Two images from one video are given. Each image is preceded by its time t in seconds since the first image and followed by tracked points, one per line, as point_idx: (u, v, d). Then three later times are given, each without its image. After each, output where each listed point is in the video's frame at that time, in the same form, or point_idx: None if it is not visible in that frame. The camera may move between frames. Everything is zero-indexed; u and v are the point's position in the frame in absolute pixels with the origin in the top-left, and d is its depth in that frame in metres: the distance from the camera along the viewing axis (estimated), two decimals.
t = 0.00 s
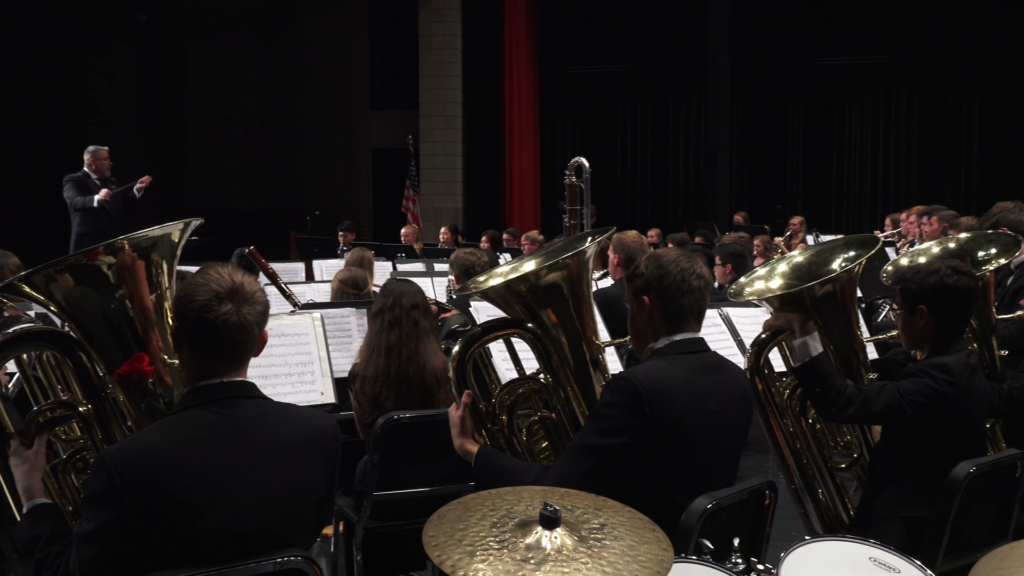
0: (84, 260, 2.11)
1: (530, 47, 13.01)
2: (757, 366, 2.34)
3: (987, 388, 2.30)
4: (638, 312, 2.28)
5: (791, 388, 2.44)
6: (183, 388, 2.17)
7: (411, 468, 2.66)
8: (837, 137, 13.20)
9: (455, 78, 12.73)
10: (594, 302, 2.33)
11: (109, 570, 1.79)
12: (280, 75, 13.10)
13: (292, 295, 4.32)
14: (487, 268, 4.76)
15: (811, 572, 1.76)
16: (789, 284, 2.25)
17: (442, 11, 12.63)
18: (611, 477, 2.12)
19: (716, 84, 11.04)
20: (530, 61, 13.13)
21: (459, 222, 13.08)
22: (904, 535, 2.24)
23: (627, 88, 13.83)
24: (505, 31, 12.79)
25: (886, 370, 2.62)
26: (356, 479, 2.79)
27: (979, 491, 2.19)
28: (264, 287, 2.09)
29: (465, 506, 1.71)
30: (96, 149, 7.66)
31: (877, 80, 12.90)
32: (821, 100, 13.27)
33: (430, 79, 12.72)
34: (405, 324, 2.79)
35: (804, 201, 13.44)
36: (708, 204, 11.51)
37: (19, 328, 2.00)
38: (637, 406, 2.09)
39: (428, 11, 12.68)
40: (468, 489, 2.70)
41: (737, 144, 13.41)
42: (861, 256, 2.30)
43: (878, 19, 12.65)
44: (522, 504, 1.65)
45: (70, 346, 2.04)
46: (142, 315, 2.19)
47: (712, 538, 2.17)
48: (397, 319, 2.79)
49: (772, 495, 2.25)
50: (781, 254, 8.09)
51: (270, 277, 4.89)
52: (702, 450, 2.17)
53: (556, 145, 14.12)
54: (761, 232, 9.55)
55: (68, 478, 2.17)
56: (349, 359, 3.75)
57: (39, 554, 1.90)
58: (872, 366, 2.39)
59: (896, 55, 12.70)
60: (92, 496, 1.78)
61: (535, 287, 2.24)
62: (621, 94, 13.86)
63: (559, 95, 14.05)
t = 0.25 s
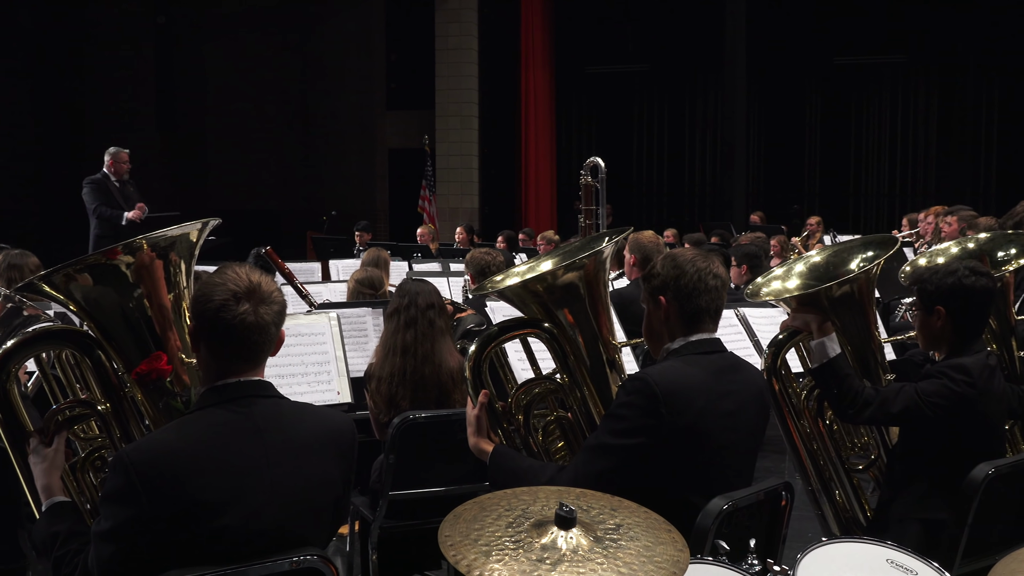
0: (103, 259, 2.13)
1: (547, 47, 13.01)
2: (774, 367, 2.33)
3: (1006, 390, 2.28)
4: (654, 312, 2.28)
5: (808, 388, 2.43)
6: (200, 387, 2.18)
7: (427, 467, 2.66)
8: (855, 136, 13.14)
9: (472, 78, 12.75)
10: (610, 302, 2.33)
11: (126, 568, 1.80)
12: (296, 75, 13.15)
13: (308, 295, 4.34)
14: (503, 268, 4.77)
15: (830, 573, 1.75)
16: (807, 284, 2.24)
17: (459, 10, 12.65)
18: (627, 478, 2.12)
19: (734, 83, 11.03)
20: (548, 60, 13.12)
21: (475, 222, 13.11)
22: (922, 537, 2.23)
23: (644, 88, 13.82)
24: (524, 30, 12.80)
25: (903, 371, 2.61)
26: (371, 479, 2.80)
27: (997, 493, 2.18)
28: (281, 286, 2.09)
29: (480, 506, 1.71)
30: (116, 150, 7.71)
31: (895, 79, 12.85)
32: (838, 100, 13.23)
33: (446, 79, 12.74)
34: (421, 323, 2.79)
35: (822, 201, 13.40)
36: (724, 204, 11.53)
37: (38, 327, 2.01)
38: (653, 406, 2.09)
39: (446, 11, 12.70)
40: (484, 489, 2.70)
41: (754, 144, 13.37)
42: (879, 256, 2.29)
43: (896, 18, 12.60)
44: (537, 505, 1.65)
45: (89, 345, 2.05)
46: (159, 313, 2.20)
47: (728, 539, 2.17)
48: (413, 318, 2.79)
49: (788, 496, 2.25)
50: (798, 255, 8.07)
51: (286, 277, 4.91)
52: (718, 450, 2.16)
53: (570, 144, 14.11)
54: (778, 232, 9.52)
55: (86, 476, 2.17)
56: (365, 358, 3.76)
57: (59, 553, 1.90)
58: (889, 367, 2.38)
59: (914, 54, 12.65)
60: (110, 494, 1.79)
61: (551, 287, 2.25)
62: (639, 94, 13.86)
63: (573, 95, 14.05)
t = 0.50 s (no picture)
0: (118, 259, 2.13)
1: (559, 47, 13.02)
2: (786, 368, 2.33)
3: (1020, 390, 2.27)
4: (667, 312, 2.28)
5: (821, 389, 2.43)
6: (214, 386, 2.18)
7: (439, 467, 2.67)
8: (868, 136, 13.10)
9: (484, 78, 12.76)
10: (622, 302, 2.33)
11: (140, 567, 1.81)
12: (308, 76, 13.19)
13: (319, 295, 4.35)
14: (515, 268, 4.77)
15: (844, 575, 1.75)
16: (821, 284, 2.23)
17: (471, 11, 12.67)
18: (639, 478, 2.12)
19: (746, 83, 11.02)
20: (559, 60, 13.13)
21: (487, 221, 13.12)
22: (936, 539, 2.22)
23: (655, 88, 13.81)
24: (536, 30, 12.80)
25: (917, 372, 2.60)
26: (383, 478, 2.81)
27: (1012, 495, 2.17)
28: (294, 286, 2.10)
29: (492, 506, 1.71)
30: (128, 152, 7.65)
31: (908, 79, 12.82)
32: (851, 99, 13.20)
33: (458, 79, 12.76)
34: (433, 323, 2.80)
35: (835, 200, 13.38)
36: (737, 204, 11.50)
37: (53, 326, 2.01)
38: (665, 406, 2.09)
39: (457, 11, 12.72)
40: (496, 488, 2.71)
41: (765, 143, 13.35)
42: (893, 256, 2.28)
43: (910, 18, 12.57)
44: (550, 505, 1.65)
45: (103, 344, 2.05)
46: (174, 313, 2.20)
47: (741, 540, 2.16)
48: (425, 318, 2.80)
49: (801, 497, 2.24)
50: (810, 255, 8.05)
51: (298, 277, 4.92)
52: (731, 450, 2.16)
53: (580, 144, 14.11)
54: (790, 233, 9.50)
55: (100, 474, 2.17)
56: (377, 358, 3.77)
57: (72, 551, 1.91)
58: (903, 368, 2.37)
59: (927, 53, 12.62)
60: (124, 493, 1.80)
61: (564, 287, 2.25)
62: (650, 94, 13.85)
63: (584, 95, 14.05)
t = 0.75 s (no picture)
0: (132, 259, 2.14)
1: (572, 46, 13.02)
2: (800, 368, 2.33)
3: None
4: (681, 312, 2.27)
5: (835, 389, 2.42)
6: (228, 387, 2.19)
7: (453, 466, 2.67)
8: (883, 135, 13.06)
9: (498, 78, 12.78)
10: (636, 302, 2.33)
11: (154, 565, 1.81)
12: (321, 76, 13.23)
13: (333, 294, 4.36)
14: (527, 268, 4.77)
15: None
16: (836, 284, 2.22)
17: (484, 11, 12.68)
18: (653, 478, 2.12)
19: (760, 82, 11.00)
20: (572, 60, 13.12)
21: (500, 221, 13.13)
22: (951, 540, 2.22)
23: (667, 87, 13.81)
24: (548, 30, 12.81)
25: (932, 373, 2.59)
26: (397, 478, 2.81)
27: None
28: (309, 286, 2.10)
29: (505, 505, 1.71)
30: (138, 150, 7.67)
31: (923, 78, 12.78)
32: (865, 98, 13.17)
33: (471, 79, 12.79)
34: (445, 323, 2.80)
35: (849, 200, 13.35)
36: (750, 203, 11.49)
37: (68, 325, 2.02)
38: (679, 406, 2.08)
39: (470, 11, 12.73)
40: (509, 488, 2.71)
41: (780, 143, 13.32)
42: (908, 257, 2.27)
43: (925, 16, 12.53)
44: (564, 504, 1.65)
45: (118, 344, 2.06)
46: (188, 313, 2.21)
47: (755, 540, 2.16)
48: (437, 318, 2.80)
49: (815, 499, 2.24)
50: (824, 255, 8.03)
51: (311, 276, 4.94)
52: (745, 451, 2.15)
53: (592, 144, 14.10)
54: (804, 233, 9.48)
55: (115, 473, 2.19)
56: (390, 358, 3.77)
57: (88, 549, 1.93)
58: (918, 368, 2.36)
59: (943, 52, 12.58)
60: (138, 491, 1.80)
61: (577, 287, 2.25)
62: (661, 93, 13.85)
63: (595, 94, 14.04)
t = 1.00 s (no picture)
0: (154, 258, 2.15)
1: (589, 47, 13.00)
2: (819, 369, 2.32)
3: None
4: (700, 313, 2.27)
5: (854, 390, 2.42)
6: (248, 386, 2.20)
7: (470, 467, 2.68)
8: (902, 136, 13.01)
9: (514, 78, 12.78)
10: (654, 302, 2.33)
11: (174, 563, 1.82)
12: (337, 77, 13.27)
13: (350, 294, 4.37)
14: (544, 267, 4.77)
15: None
16: (854, 284, 2.21)
17: (501, 12, 12.68)
18: (672, 479, 2.11)
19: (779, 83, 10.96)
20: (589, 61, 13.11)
21: (518, 221, 13.14)
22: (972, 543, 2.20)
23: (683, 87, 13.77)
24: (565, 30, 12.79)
25: (952, 374, 2.57)
26: (415, 477, 2.82)
27: None
28: (328, 286, 2.10)
29: (524, 505, 1.71)
30: (164, 154, 7.75)
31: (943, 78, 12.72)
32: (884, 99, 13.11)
33: (488, 80, 12.80)
34: (463, 324, 2.80)
35: (868, 201, 13.30)
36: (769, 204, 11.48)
37: (90, 324, 2.02)
38: (698, 407, 2.08)
39: (487, 12, 12.73)
40: (526, 489, 2.71)
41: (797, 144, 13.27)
42: (928, 257, 2.25)
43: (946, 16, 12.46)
44: (582, 505, 1.65)
45: (140, 343, 2.07)
46: (209, 313, 2.21)
47: (774, 542, 2.15)
48: (455, 319, 2.81)
49: (834, 500, 2.24)
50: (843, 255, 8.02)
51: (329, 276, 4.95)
52: (764, 452, 2.15)
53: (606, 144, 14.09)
54: (823, 233, 9.45)
55: (136, 471, 2.20)
56: (409, 358, 3.78)
57: (109, 547, 1.94)
58: (938, 370, 2.35)
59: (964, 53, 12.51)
60: (159, 490, 1.81)
61: (595, 287, 2.26)
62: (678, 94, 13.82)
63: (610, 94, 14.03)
